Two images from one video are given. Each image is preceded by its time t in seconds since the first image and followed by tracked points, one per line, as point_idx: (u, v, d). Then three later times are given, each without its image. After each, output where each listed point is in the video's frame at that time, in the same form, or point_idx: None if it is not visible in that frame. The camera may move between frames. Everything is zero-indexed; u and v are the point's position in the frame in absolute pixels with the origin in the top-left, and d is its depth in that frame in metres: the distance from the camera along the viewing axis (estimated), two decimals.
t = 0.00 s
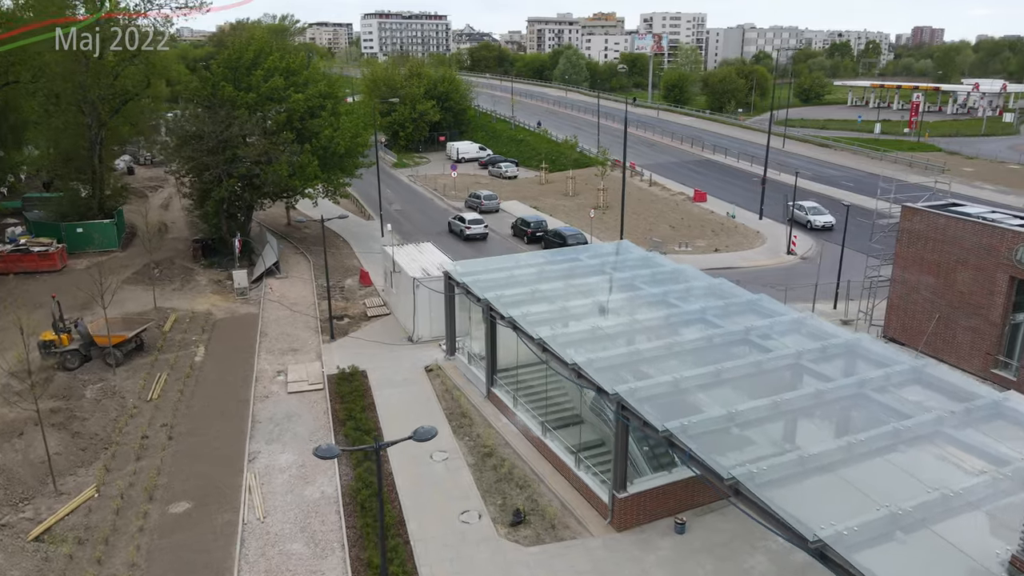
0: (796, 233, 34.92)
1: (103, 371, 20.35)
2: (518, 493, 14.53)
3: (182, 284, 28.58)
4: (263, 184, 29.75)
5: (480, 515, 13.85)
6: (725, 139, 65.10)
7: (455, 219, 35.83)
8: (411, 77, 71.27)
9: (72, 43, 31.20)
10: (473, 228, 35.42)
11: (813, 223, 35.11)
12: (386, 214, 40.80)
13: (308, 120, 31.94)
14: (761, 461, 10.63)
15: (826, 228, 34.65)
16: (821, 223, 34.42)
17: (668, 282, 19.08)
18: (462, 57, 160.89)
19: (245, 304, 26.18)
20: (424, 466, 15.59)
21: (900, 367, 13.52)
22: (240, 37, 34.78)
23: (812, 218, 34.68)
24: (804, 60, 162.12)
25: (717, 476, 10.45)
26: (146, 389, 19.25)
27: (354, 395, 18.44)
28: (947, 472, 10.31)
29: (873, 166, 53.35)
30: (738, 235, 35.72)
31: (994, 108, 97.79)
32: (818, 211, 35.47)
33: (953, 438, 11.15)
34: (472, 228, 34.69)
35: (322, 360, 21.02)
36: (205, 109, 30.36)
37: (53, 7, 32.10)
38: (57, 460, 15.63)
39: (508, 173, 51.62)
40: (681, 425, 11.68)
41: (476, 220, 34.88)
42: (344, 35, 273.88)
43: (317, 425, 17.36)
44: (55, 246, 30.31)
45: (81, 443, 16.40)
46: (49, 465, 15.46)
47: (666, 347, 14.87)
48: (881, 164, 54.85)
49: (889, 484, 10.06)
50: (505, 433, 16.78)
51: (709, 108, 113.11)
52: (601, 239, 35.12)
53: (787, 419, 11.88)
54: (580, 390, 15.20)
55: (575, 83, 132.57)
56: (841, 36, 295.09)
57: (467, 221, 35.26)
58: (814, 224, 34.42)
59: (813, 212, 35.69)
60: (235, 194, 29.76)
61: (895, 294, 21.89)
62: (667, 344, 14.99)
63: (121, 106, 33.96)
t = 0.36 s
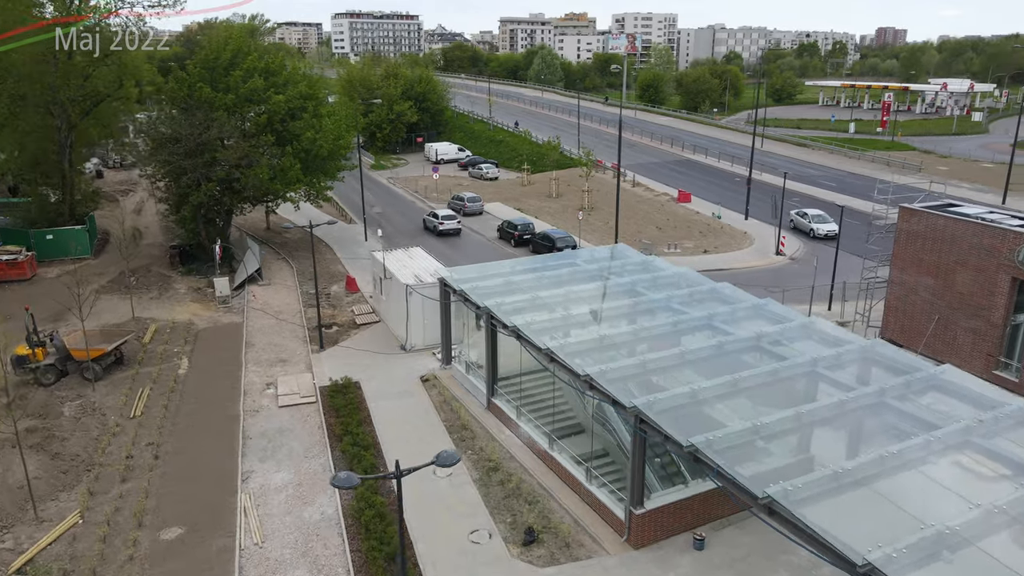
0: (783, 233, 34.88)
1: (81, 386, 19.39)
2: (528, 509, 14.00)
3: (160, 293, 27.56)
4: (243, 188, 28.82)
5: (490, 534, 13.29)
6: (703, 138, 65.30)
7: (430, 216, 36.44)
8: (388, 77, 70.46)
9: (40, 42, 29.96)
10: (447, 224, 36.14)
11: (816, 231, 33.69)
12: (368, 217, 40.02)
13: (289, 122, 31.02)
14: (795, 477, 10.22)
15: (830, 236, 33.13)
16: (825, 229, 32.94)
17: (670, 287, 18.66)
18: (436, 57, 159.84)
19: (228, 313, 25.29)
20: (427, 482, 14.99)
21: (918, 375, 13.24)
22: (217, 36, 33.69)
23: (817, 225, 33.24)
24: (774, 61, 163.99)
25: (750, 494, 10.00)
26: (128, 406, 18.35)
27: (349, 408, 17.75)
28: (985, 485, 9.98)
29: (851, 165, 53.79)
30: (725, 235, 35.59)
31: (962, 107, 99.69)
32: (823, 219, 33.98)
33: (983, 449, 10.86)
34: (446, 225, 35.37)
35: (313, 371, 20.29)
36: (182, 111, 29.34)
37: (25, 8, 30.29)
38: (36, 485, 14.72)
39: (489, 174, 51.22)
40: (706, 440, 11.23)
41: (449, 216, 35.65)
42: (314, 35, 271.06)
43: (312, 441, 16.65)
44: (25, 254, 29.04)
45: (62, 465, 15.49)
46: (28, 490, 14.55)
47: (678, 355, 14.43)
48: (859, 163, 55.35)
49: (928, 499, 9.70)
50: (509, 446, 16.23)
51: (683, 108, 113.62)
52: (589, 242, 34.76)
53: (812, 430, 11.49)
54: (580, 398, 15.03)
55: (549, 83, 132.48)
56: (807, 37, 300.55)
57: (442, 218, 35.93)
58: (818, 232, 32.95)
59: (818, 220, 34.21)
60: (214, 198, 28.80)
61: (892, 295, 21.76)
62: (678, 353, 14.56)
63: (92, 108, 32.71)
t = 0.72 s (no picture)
0: (770, 234, 34.87)
1: (60, 403, 18.44)
2: (541, 526, 13.52)
3: (139, 301, 26.59)
4: (224, 192, 27.91)
5: (504, 553, 12.77)
6: (682, 138, 65.41)
7: (403, 213, 37.11)
8: (365, 78, 69.47)
9: (8, 43, 28.68)
10: (420, 220, 36.86)
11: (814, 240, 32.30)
12: (350, 220, 39.27)
13: (270, 124, 30.12)
14: (833, 492, 9.83)
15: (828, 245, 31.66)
16: (821, 238, 31.53)
17: (674, 292, 18.27)
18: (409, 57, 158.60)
19: (211, 322, 24.42)
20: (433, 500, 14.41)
21: (939, 381, 12.98)
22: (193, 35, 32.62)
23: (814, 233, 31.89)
24: (745, 61, 165.59)
25: (789, 512, 9.60)
26: (112, 423, 17.46)
27: (347, 421, 17.09)
28: None
29: (830, 165, 54.22)
30: (713, 236, 35.46)
31: (931, 107, 101.40)
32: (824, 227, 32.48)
33: (1018, 458, 10.61)
34: (419, 221, 36.17)
35: (305, 382, 19.59)
36: (158, 114, 28.33)
37: None
38: (18, 512, 13.85)
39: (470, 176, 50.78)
40: (736, 453, 10.82)
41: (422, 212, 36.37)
42: (284, 35, 267.65)
43: (310, 457, 15.98)
44: None
45: (44, 490, 14.62)
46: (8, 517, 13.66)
47: (693, 363, 14.01)
48: (837, 162, 55.79)
49: (973, 513, 9.36)
50: (515, 458, 15.73)
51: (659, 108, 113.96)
52: (577, 244, 34.37)
53: (841, 441, 11.15)
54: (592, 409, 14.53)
55: (524, 84, 132.12)
56: (776, 37, 304.33)
57: (415, 214, 36.67)
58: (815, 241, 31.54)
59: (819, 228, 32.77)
60: (194, 202, 27.85)
61: (890, 296, 21.67)
62: (693, 360, 14.15)
63: (64, 109, 31.49)
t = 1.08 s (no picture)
0: (757, 234, 34.85)
1: (40, 422, 17.54)
2: (557, 544, 13.04)
3: (118, 311, 25.61)
4: (204, 197, 27.02)
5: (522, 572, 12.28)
6: (661, 138, 65.48)
7: (376, 210, 38.11)
8: (340, 78, 68.41)
9: None
10: (393, 217, 37.88)
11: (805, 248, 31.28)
12: (332, 223, 38.47)
13: (252, 126, 29.27)
14: (874, 508, 9.53)
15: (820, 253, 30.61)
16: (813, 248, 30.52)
17: (679, 296, 17.94)
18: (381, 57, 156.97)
19: (195, 332, 23.57)
20: (443, 517, 13.88)
21: (960, 388, 12.80)
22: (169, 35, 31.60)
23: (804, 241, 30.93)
24: (716, 60, 166.87)
25: (832, 530, 9.27)
26: (96, 442, 16.63)
27: (346, 436, 16.46)
28: None
29: (808, 164, 54.63)
30: (700, 237, 35.34)
31: (899, 106, 103.12)
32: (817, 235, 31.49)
33: None
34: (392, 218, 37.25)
35: (298, 395, 18.91)
36: (135, 116, 27.34)
37: None
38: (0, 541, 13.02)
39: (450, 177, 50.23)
40: (768, 468, 10.48)
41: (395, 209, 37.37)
42: (251, 35, 263.71)
43: (309, 474, 15.33)
44: None
45: (28, 516, 13.78)
46: None
47: (709, 372, 13.67)
48: (815, 162, 56.23)
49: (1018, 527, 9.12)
50: (525, 472, 15.27)
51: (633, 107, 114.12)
52: (566, 246, 33.98)
53: (873, 452, 10.87)
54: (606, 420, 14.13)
55: (498, 84, 131.53)
56: (745, 37, 307.62)
57: (388, 211, 37.67)
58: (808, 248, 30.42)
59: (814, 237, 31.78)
60: (174, 207, 26.92)
61: (889, 297, 21.60)
62: (709, 369, 13.81)
63: (33, 111, 30.27)
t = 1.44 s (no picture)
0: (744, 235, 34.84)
1: (19, 442, 16.62)
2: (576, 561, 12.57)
3: (95, 321, 24.60)
4: (183, 202, 26.07)
5: None
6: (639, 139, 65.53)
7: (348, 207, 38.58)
8: (314, 79, 67.24)
9: None
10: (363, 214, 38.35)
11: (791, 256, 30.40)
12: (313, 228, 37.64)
13: (232, 128, 28.40)
14: (917, 521, 9.21)
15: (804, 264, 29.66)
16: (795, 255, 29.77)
17: (684, 300, 17.59)
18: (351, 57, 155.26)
19: (178, 343, 22.69)
20: (453, 535, 13.35)
21: (983, 392, 12.55)
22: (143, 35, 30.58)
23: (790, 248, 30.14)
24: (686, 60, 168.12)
25: (877, 548, 8.92)
26: (80, 463, 15.78)
27: (346, 451, 15.85)
28: None
29: (786, 164, 55.02)
30: (687, 237, 35.22)
31: (868, 105, 104.78)
32: (808, 244, 30.36)
33: None
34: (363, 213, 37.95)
35: (292, 408, 18.22)
36: (110, 119, 26.34)
37: None
38: None
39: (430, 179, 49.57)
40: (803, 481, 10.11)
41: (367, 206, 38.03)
42: (217, 34, 259.47)
43: (310, 493, 14.70)
44: None
45: (12, 545, 12.94)
46: None
47: (728, 380, 13.30)
48: (792, 161, 56.68)
49: None
50: (535, 485, 14.81)
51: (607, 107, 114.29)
52: (554, 249, 33.62)
53: (906, 462, 10.56)
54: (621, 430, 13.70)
55: (471, 84, 130.86)
56: (713, 37, 310.77)
57: (358, 208, 38.21)
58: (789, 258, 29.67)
59: (806, 246, 30.71)
60: (151, 212, 25.95)
61: (886, 297, 21.54)
62: (727, 376, 13.44)
63: None
